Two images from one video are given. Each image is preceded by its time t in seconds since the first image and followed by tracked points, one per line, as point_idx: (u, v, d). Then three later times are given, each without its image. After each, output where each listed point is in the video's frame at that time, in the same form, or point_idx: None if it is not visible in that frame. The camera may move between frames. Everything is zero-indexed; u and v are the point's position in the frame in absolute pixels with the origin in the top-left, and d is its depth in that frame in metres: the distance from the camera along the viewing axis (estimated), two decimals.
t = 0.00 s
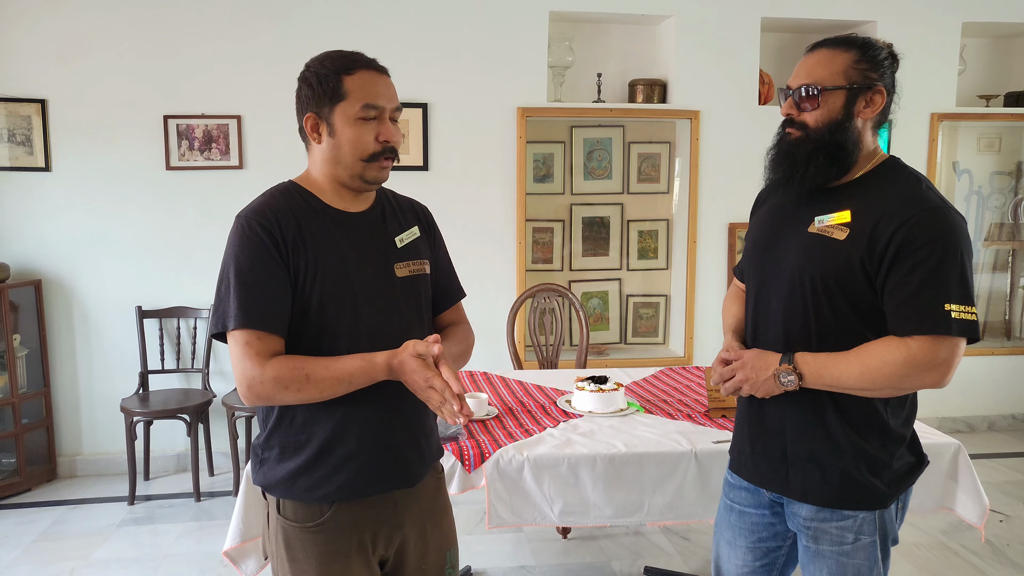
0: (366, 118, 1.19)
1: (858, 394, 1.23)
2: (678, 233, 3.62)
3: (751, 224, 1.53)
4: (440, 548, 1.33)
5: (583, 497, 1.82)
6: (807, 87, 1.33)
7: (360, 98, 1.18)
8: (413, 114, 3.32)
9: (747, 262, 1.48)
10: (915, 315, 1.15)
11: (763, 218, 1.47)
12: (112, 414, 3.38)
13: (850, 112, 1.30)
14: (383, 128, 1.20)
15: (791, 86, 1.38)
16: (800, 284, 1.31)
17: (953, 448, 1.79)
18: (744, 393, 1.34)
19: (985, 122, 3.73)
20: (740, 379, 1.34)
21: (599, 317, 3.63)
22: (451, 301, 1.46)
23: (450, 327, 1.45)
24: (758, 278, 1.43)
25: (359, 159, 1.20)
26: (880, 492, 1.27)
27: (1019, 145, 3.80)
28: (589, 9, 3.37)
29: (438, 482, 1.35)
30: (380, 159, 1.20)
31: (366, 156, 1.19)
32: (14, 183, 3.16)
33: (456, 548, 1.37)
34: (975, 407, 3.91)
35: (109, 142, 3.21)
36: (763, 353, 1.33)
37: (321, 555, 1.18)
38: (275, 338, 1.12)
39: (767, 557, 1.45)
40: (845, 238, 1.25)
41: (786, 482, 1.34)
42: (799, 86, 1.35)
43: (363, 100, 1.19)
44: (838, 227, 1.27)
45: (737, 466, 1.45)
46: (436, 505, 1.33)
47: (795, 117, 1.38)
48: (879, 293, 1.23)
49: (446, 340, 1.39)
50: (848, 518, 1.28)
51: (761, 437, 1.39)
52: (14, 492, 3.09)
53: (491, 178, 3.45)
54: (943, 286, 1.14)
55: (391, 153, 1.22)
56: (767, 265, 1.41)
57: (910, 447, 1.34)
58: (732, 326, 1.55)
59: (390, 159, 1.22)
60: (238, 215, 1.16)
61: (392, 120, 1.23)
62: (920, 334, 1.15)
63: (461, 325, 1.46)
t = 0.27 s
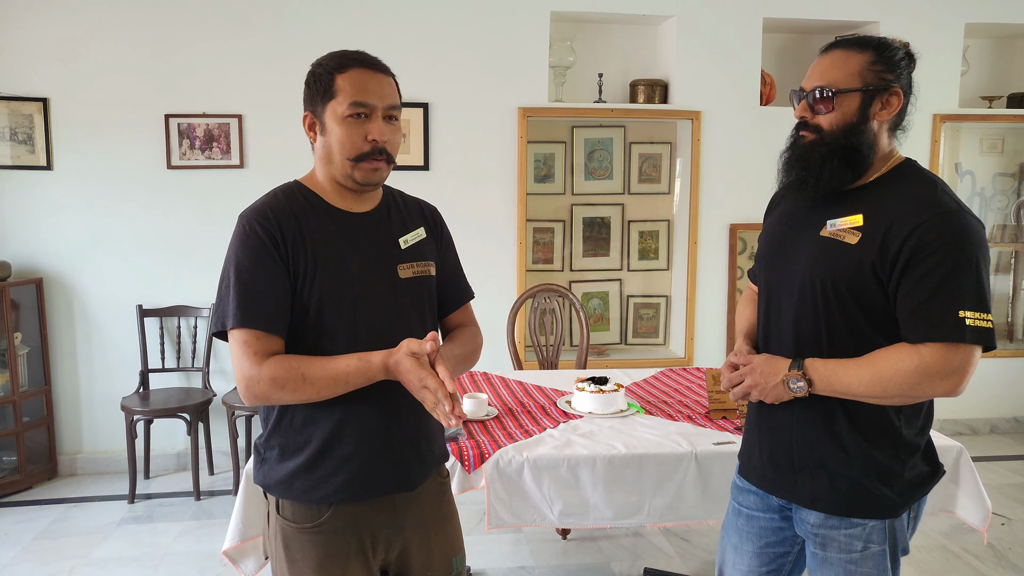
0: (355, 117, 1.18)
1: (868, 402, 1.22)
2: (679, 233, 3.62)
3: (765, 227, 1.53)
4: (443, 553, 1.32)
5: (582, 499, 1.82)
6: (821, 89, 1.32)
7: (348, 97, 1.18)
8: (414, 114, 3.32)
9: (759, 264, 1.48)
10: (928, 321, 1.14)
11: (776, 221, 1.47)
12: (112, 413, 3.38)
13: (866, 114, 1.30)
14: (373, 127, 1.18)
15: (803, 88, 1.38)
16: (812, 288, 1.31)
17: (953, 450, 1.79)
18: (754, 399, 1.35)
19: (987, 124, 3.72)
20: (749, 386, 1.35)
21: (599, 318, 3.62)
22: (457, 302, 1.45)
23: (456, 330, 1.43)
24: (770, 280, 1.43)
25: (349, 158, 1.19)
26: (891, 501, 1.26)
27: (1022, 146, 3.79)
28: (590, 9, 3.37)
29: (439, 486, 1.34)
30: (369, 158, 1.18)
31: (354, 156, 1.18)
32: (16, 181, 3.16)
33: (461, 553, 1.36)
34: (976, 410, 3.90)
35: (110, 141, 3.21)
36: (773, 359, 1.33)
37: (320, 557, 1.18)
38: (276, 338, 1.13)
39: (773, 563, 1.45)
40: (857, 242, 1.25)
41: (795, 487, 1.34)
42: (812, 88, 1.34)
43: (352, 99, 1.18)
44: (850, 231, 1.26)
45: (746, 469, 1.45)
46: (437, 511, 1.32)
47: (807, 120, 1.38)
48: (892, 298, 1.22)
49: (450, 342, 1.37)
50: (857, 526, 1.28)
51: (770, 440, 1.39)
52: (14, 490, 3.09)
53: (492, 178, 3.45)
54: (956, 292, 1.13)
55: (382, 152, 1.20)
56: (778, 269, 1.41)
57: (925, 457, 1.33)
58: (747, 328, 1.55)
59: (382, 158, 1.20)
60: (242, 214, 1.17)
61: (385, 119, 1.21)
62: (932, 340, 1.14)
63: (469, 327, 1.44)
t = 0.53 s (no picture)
0: (360, 120, 1.18)
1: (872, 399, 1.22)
2: (679, 232, 3.61)
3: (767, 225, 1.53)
4: (451, 554, 1.30)
5: (583, 497, 1.81)
6: (825, 87, 1.32)
7: (355, 100, 1.18)
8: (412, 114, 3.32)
9: (762, 262, 1.48)
10: (935, 318, 1.14)
11: (778, 218, 1.46)
12: (112, 415, 3.38)
13: (871, 112, 1.29)
14: (378, 130, 1.18)
15: (807, 86, 1.37)
16: (817, 285, 1.31)
17: (954, 447, 1.79)
18: (760, 397, 1.33)
19: (986, 121, 3.72)
20: (755, 382, 1.33)
21: (599, 317, 3.62)
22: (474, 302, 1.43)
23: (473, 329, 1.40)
24: (773, 278, 1.42)
25: (355, 161, 1.19)
26: (897, 500, 1.26)
27: (1021, 143, 3.79)
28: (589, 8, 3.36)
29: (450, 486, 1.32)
30: (374, 160, 1.18)
31: (359, 158, 1.18)
32: (14, 183, 3.16)
33: (471, 552, 1.35)
34: (976, 406, 3.90)
35: (108, 142, 3.20)
36: (779, 357, 1.32)
37: (326, 554, 1.18)
38: (290, 332, 1.13)
39: (775, 562, 1.45)
40: (862, 239, 1.25)
41: (801, 486, 1.33)
42: (816, 86, 1.34)
43: (359, 102, 1.18)
44: (855, 229, 1.26)
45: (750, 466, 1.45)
46: (445, 511, 1.30)
47: (812, 118, 1.38)
48: (898, 295, 1.22)
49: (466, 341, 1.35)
50: (863, 524, 1.28)
51: (775, 437, 1.39)
52: (15, 493, 3.09)
53: (491, 177, 3.44)
54: (962, 289, 1.13)
55: (388, 154, 1.19)
56: (782, 267, 1.40)
57: (930, 454, 1.33)
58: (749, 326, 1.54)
59: (388, 161, 1.19)
60: (258, 212, 1.18)
61: (392, 121, 1.20)
62: (939, 338, 1.14)
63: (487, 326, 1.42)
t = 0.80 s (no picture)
0: (372, 122, 1.20)
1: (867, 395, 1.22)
2: (674, 230, 3.62)
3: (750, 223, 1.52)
4: (467, 551, 1.30)
5: (578, 496, 1.82)
6: (812, 87, 1.33)
7: (366, 102, 1.20)
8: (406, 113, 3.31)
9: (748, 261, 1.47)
10: (927, 312, 1.15)
11: (762, 216, 1.46)
12: (106, 417, 3.36)
13: (858, 111, 1.30)
14: (388, 129, 1.19)
15: (794, 86, 1.37)
16: (807, 282, 1.31)
17: (949, 445, 1.79)
18: (755, 396, 1.31)
19: (979, 118, 3.74)
20: (750, 381, 1.30)
21: (594, 316, 3.62)
22: (500, 300, 1.40)
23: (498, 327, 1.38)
24: (759, 277, 1.42)
25: (371, 161, 1.21)
26: (888, 492, 1.27)
27: (1014, 141, 3.80)
28: (583, 6, 3.36)
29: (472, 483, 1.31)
30: (387, 159, 1.19)
31: (374, 159, 1.20)
32: (5, 184, 3.14)
33: (483, 551, 1.34)
34: (969, 403, 3.91)
35: (100, 143, 3.19)
36: (775, 354, 1.30)
37: (342, 542, 1.20)
38: (305, 327, 1.17)
39: (767, 559, 1.45)
40: (852, 236, 1.25)
41: (796, 482, 1.33)
42: (803, 86, 1.34)
43: (370, 104, 1.20)
44: (845, 225, 1.26)
45: (739, 466, 1.44)
46: (466, 507, 1.29)
47: (801, 118, 1.38)
48: (888, 291, 1.23)
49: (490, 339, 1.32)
50: (856, 518, 1.28)
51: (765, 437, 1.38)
52: (9, 495, 3.07)
53: (486, 177, 3.44)
54: (953, 283, 1.14)
55: (399, 152, 1.19)
56: (769, 266, 1.39)
57: (919, 447, 1.33)
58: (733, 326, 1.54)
59: (400, 159, 1.19)
60: (284, 211, 1.21)
61: (403, 121, 1.21)
62: (931, 331, 1.15)
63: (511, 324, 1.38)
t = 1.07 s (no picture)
0: (391, 122, 1.20)
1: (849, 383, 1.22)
2: (668, 229, 3.62)
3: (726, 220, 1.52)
4: (479, 540, 1.31)
5: (572, 494, 1.82)
6: (790, 86, 1.31)
7: (385, 103, 1.21)
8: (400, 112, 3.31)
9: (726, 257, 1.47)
10: (907, 303, 1.15)
11: (738, 212, 1.45)
12: (100, 418, 3.35)
13: (835, 109, 1.29)
14: (405, 129, 1.19)
15: (771, 86, 1.35)
16: (787, 277, 1.31)
17: (942, 441, 1.80)
18: (739, 388, 1.32)
19: (972, 115, 3.75)
20: (734, 373, 1.31)
21: (589, 315, 3.62)
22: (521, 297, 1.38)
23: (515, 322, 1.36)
24: (738, 273, 1.41)
25: (390, 161, 1.21)
26: (871, 480, 1.27)
27: (1007, 137, 3.81)
28: (576, 5, 3.36)
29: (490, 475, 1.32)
30: (405, 159, 1.19)
31: (393, 158, 1.20)
32: None
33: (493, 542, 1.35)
34: (964, 399, 3.92)
35: (92, 144, 3.18)
36: (756, 347, 1.31)
37: (359, 527, 1.22)
38: (329, 325, 1.20)
39: (756, 551, 1.45)
40: (831, 229, 1.25)
41: (780, 475, 1.32)
42: (781, 85, 1.32)
43: (389, 105, 1.21)
44: (825, 219, 1.26)
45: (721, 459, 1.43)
46: (483, 497, 1.30)
47: (778, 117, 1.35)
48: (869, 283, 1.23)
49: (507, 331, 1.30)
50: (840, 507, 1.28)
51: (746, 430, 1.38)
52: (3, 498, 3.06)
53: (480, 176, 3.44)
54: (931, 274, 1.14)
55: (418, 152, 1.19)
56: (749, 262, 1.38)
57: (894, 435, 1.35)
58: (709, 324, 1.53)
59: (418, 158, 1.19)
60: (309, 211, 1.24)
61: (422, 121, 1.21)
62: (910, 321, 1.15)
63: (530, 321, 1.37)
